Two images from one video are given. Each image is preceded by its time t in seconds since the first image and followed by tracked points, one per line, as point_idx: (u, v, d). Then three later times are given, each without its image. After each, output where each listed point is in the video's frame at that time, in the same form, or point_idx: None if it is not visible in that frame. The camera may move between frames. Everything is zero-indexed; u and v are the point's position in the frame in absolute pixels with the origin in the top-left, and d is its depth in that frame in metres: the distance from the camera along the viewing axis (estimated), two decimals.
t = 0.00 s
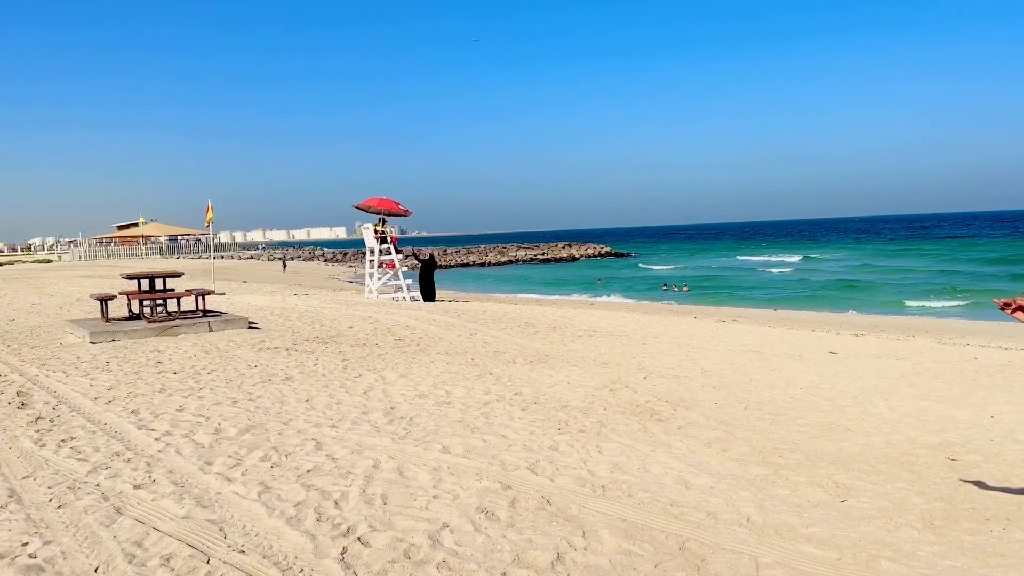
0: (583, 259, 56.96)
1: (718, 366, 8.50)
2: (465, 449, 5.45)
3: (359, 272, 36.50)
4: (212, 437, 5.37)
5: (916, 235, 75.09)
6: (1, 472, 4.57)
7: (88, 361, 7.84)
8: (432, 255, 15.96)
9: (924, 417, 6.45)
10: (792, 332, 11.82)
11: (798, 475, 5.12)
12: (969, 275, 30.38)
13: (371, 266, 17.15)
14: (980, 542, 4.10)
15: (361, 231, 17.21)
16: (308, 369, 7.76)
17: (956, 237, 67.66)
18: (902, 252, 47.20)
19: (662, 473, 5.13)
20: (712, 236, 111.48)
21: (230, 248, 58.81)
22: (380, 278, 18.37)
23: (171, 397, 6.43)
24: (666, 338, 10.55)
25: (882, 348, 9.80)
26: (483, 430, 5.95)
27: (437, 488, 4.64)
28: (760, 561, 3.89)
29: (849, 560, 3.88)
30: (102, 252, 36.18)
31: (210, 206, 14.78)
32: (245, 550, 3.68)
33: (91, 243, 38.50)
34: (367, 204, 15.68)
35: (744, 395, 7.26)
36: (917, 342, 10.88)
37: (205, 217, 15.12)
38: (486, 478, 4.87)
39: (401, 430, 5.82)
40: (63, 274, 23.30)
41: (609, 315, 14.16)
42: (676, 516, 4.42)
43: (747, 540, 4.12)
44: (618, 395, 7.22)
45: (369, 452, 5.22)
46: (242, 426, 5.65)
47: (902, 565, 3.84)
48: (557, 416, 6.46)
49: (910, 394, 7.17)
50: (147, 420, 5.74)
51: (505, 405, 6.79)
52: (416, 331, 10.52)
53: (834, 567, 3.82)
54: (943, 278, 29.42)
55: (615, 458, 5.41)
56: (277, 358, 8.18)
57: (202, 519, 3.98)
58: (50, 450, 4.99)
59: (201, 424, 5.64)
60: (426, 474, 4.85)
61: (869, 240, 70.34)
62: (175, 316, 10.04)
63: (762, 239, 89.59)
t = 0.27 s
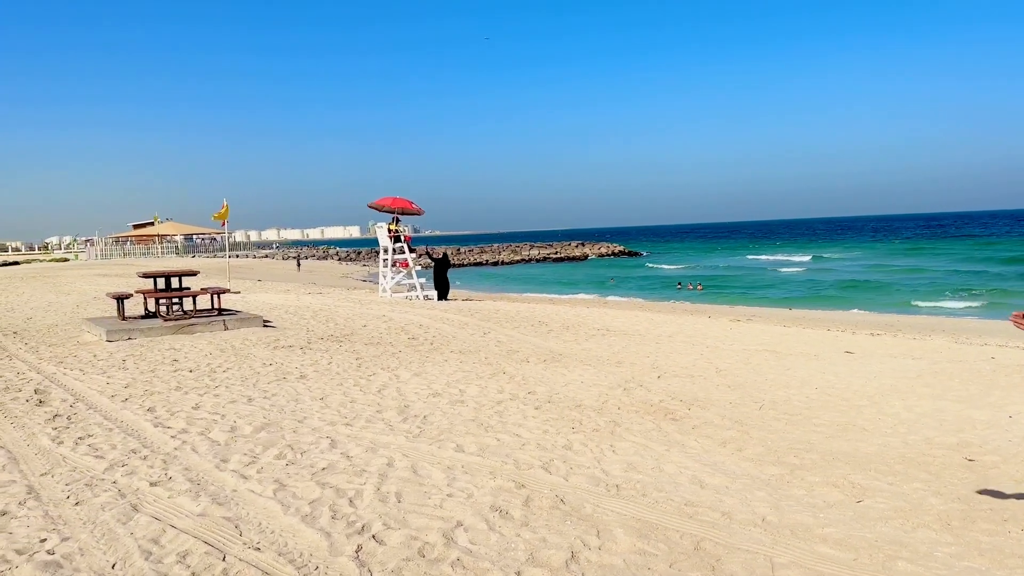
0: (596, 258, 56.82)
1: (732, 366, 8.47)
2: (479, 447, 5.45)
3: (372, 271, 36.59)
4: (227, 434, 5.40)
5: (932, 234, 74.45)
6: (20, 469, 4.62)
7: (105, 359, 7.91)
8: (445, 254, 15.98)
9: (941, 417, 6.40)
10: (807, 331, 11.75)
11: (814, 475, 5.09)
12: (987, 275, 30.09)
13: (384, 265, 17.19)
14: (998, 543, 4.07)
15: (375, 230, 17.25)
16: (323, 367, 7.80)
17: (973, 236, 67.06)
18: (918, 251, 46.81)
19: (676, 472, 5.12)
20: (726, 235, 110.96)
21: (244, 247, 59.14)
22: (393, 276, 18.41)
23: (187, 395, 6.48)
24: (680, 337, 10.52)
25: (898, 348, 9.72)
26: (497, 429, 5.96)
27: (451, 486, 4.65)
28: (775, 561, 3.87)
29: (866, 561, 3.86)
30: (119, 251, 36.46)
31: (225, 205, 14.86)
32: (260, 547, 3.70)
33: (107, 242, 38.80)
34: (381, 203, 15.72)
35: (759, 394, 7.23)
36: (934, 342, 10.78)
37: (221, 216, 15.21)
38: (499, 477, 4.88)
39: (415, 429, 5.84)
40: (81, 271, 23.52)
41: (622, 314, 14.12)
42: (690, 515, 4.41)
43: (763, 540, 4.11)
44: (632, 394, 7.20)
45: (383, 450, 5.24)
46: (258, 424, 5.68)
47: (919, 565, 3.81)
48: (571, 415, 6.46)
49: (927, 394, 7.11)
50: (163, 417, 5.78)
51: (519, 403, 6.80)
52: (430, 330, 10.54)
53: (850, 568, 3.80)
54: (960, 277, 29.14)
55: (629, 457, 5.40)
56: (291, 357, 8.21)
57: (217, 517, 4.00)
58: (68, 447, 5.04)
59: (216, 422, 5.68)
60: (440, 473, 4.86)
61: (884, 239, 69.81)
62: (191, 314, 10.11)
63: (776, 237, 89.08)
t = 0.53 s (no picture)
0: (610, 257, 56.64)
1: (747, 365, 8.44)
2: (493, 446, 5.46)
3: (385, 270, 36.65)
4: (243, 432, 5.43)
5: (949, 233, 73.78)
6: (38, 466, 4.66)
7: (122, 357, 7.97)
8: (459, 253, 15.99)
9: (959, 417, 6.35)
10: (823, 331, 11.67)
11: (830, 475, 5.07)
12: (1005, 274, 29.79)
13: (398, 264, 17.24)
14: (1016, 544, 4.02)
15: (389, 229, 17.29)
16: (337, 366, 7.83)
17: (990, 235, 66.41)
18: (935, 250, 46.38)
19: (691, 472, 5.10)
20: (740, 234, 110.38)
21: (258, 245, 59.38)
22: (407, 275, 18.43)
23: (203, 393, 6.52)
24: (695, 336, 10.48)
25: (915, 347, 9.64)
26: (511, 428, 5.96)
27: (465, 485, 4.65)
28: (790, 562, 3.85)
29: (882, 562, 3.83)
30: (135, 250, 36.72)
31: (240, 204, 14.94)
32: (276, 545, 3.72)
33: (123, 241, 39.10)
34: (395, 202, 15.76)
35: (774, 394, 7.19)
36: (952, 342, 10.68)
37: (236, 215, 15.29)
38: (513, 476, 4.88)
39: (429, 427, 5.85)
40: (98, 270, 23.72)
41: (636, 313, 14.08)
42: (705, 515, 4.39)
43: (778, 540, 4.08)
44: (646, 393, 7.19)
45: (398, 449, 5.25)
46: (273, 422, 5.71)
47: (936, 567, 3.78)
48: (585, 414, 6.45)
49: (944, 394, 7.06)
50: (180, 415, 5.82)
51: (533, 402, 6.80)
52: (444, 329, 10.56)
53: (867, 568, 3.77)
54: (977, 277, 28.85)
55: (643, 456, 5.39)
56: (306, 355, 8.25)
57: (233, 514, 4.03)
58: (86, 444, 5.09)
59: (232, 420, 5.71)
60: (455, 472, 4.87)
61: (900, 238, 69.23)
62: (206, 313, 10.18)
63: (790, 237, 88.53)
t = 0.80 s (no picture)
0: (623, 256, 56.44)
1: (762, 365, 8.40)
2: (506, 445, 5.46)
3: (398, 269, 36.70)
4: (258, 430, 5.46)
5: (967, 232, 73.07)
6: (56, 463, 4.71)
7: (139, 355, 8.04)
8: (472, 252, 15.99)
9: (977, 417, 6.29)
10: (838, 330, 11.59)
11: (845, 475, 5.04)
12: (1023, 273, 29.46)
13: (412, 263, 17.27)
14: None
15: (403, 228, 17.32)
16: (352, 364, 7.86)
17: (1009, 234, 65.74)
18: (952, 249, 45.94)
19: (706, 471, 5.09)
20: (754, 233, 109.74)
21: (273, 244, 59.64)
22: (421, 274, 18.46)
23: (218, 391, 6.56)
24: (709, 336, 10.44)
25: (932, 347, 9.56)
26: (525, 426, 5.96)
27: (479, 483, 4.66)
28: (806, 562, 3.83)
29: (899, 563, 3.81)
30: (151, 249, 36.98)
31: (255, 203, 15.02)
32: (291, 542, 3.74)
33: (140, 240, 39.38)
34: (409, 201, 15.79)
35: (789, 394, 7.15)
36: (970, 342, 10.58)
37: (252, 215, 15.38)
38: (527, 474, 4.88)
39: (443, 426, 5.86)
40: (116, 269, 23.92)
41: (650, 312, 14.04)
42: (719, 515, 4.37)
43: (793, 540, 4.06)
44: (660, 392, 7.17)
45: (412, 447, 5.27)
46: (288, 420, 5.74)
47: (953, 568, 3.75)
48: (599, 413, 6.44)
49: (962, 394, 6.99)
50: (196, 413, 5.86)
51: (547, 401, 6.79)
52: (457, 328, 10.57)
53: (883, 569, 3.75)
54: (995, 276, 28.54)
55: (657, 456, 5.38)
56: (321, 354, 8.29)
57: (249, 511, 4.05)
58: (103, 442, 5.13)
59: (247, 418, 5.75)
60: (469, 470, 4.87)
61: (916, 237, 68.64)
62: (222, 311, 10.25)
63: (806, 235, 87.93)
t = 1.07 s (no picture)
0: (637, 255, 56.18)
1: (778, 364, 8.35)
2: (521, 444, 5.46)
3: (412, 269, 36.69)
4: (274, 428, 5.49)
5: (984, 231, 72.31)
6: (75, 460, 4.75)
7: (155, 353, 8.09)
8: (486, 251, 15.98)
9: (996, 417, 6.23)
10: (855, 330, 11.49)
11: (862, 476, 5.00)
12: None
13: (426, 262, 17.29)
14: None
15: (417, 227, 17.35)
16: (366, 363, 7.88)
17: None
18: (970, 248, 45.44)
19: (721, 471, 5.07)
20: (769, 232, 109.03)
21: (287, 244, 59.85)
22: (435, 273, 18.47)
23: (234, 388, 6.60)
24: (724, 335, 10.39)
25: (950, 347, 9.46)
26: (539, 425, 5.96)
27: (494, 482, 4.66)
28: (822, 562, 3.81)
29: (916, 564, 3.78)
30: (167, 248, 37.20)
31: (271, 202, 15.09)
32: (307, 539, 3.76)
33: (156, 239, 39.65)
34: (423, 200, 15.81)
35: (805, 393, 7.11)
36: (990, 341, 10.46)
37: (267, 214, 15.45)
38: (542, 473, 4.88)
39: (457, 424, 5.87)
40: (133, 268, 24.09)
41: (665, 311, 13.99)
42: (735, 515, 4.36)
43: (809, 540, 4.04)
44: (675, 391, 7.15)
45: (426, 445, 5.28)
46: (303, 418, 5.76)
47: (972, 569, 3.72)
48: (614, 413, 6.43)
49: (980, 394, 6.92)
50: (212, 411, 5.90)
51: (561, 400, 6.79)
52: (471, 327, 10.58)
53: (900, 570, 3.72)
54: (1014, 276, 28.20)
55: (672, 455, 5.36)
56: (336, 352, 8.32)
57: (265, 509, 4.07)
58: (121, 439, 5.17)
59: (263, 416, 5.78)
60: (483, 469, 4.88)
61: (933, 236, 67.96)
62: (238, 309, 10.32)
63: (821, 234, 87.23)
